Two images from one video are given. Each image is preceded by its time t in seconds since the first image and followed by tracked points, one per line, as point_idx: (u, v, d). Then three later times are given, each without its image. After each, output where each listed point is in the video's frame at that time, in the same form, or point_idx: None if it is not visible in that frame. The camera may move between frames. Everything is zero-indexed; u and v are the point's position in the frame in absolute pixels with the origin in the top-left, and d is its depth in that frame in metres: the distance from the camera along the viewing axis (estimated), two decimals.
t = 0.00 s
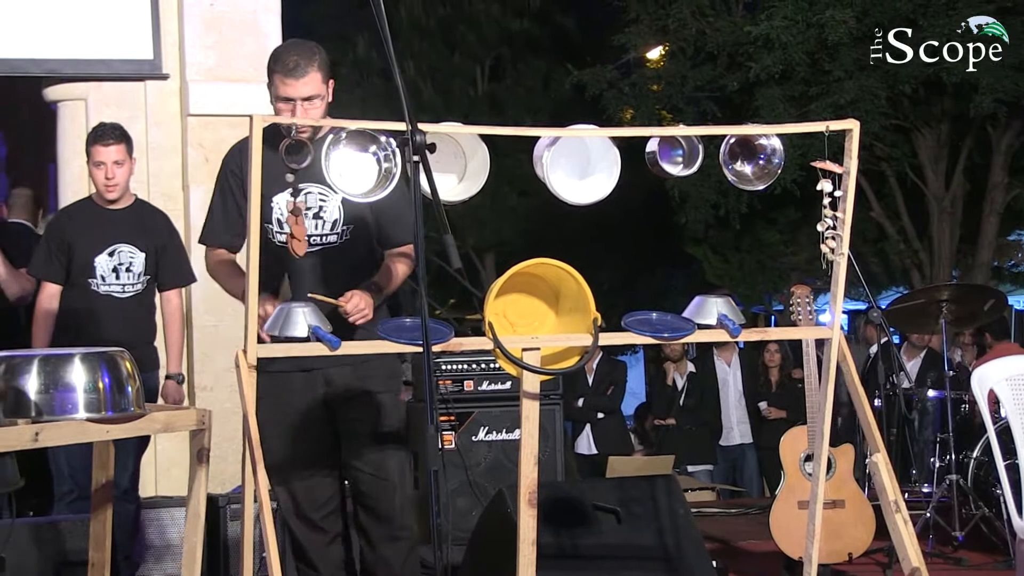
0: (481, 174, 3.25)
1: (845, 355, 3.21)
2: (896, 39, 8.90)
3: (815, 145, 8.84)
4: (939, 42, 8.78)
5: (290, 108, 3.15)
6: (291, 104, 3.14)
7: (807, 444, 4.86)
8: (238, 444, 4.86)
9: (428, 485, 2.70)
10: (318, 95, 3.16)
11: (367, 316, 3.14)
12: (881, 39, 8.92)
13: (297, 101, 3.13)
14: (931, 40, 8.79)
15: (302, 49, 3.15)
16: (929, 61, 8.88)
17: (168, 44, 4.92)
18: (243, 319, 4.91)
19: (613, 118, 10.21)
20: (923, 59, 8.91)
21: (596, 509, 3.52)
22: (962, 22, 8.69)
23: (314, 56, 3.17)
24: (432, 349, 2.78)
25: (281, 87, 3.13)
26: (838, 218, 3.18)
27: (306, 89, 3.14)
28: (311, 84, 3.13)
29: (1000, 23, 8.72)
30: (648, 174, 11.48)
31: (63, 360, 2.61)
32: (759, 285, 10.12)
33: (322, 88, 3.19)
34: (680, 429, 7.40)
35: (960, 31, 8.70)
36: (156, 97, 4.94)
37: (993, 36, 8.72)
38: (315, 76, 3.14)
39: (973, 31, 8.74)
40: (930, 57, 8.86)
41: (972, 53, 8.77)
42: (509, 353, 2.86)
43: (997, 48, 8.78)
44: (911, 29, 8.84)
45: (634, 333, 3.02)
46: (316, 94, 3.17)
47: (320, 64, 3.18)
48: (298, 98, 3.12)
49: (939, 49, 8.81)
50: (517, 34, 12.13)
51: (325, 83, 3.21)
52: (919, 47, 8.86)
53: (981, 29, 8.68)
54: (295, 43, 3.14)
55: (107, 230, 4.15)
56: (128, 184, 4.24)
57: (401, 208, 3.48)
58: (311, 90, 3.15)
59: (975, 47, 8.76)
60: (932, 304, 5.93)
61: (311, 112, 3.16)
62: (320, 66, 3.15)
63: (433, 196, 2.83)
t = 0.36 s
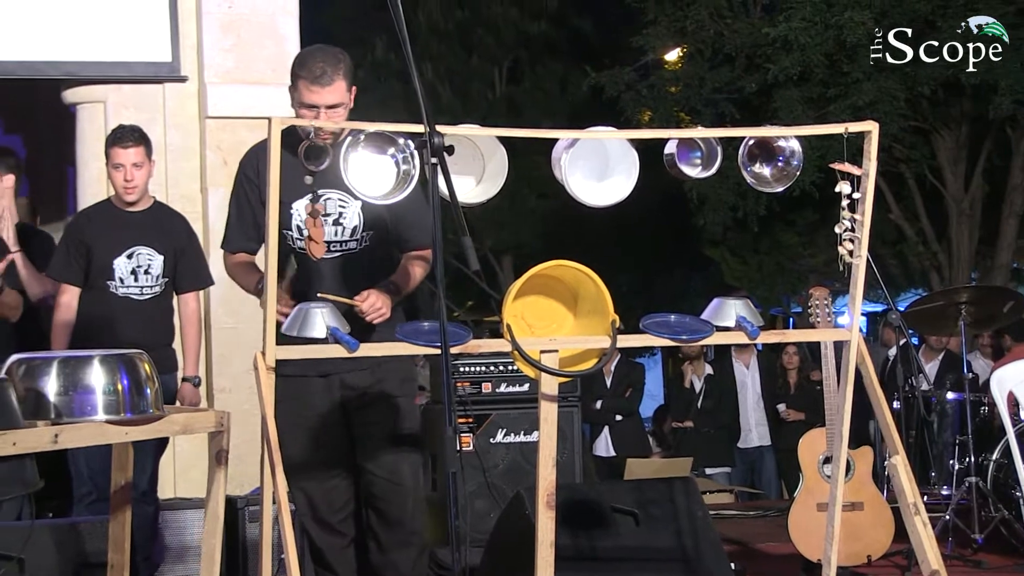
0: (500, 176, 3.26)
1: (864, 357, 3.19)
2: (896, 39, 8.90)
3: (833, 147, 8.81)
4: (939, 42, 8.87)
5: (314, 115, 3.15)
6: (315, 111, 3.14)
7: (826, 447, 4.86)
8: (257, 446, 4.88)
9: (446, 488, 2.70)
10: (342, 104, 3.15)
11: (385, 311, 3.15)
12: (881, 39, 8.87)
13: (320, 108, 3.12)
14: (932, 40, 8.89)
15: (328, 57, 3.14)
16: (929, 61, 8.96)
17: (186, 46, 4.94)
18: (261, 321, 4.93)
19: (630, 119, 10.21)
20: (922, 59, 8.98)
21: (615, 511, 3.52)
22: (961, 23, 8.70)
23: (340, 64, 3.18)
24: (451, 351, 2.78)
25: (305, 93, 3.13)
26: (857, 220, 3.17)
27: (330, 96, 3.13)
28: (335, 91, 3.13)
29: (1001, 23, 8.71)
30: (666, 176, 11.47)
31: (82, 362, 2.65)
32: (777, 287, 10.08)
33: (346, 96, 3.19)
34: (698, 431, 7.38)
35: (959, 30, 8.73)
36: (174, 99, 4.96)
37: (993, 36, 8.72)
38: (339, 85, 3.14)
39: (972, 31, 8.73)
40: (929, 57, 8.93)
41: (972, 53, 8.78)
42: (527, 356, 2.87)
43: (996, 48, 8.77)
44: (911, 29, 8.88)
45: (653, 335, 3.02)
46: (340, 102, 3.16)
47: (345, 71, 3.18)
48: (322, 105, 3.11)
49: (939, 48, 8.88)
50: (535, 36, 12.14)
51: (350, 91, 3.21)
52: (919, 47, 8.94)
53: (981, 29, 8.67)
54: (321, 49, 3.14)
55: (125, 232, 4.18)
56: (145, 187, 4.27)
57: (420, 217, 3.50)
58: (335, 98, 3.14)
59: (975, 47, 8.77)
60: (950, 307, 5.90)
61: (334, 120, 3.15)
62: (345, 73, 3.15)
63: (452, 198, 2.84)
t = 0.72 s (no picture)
0: (521, 177, 3.27)
1: (886, 358, 3.18)
2: (898, 39, 8.87)
3: (855, 147, 8.78)
4: (939, 42, 8.94)
5: (349, 112, 3.24)
6: (349, 109, 3.23)
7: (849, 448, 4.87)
8: (279, 446, 4.90)
9: (467, 489, 2.71)
10: (377, 102, 3.24)
11: (408, 312, 3.18)
12: (880, 40, 8.81)
13: (355, 106, 3.22)
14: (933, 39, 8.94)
15: (364, 56, 3.23)
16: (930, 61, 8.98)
17: (208, 47, 4.96)
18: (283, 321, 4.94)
19: (652, 120, 10.21)
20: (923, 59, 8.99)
21: (636, 512, 3.51)
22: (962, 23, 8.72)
23: (377, 62, 3.26)
24: (471, 352, 2.79)
25: (341, 91, 3.23)
26: (879, 220, 3.16)
27: (365, 95, 3.22)
28: (370, 89, 3.21)
29: (1000, 23, 8.67)
30: (687, 177, 11.47)
31: (105, 363, 2.69)
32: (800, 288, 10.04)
33: (382, 95, 3.27)
34: (718, 432, 7.40)
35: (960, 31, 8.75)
36: (195, 100, 4.97)
37: (993, 36, 8.68)
38: (375, 83, 3.22)
39: (972, 31, 8.73)
40: (929, 57, 8.97)
41: (973, 53, 8.78)
42: (549, 357, 2.87)
43: (996, 48, 8.74)
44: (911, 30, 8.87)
45: (674, 336, 3.02)
46: (375, 100, 3.25)
47: (382, 69, 3.26)
48: (357, 103, 3.21)
49: (939, 48, 8.94)
50: (557, 37, 12.16)
51: (386, 90, 3.29)
52: (920, 47, 8.95)
53: (980, 29, 8.66)
54: (359, 48, 3.23)
55: (147, 232, 4.21)
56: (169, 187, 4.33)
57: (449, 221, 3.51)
58: (370, 96, 3.23)
59: (975, 47, 8.74)
60: (974, 307, 5.87)
61: (368, 118, 3.25)
62: (381, 72, 3.23)
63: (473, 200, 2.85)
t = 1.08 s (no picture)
0: (541, 177, 3.29)
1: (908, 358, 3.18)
2: (896, 39, 8.79)
3: (877, 147, 8.74)
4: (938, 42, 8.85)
5: (387, 108, 3.35)
6: (387, 104, 3.34)
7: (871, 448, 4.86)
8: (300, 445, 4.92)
9: (489, 489, 2.72)
10: (415, 100, 3.34)
11: (438, 313, 3.23)
12: (881, 39, 8.84)
13: (393, 101, 3.32)
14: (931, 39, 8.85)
15: (405, 53, 3.33)
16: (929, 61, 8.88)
17: (229, 47, 4.98)
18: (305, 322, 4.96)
19: (673, 120, 10.18)
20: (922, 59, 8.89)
21: (657, 512, 3.50)
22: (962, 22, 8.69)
23: (418, 60, 3.35)
24: (493, 351, 2.80)
25: (380, 85, 3.33)
26: (901, 220, 3.15)
27: (402, 90, 3.32)
28: (408, 86, 3.31)
29: (1001, 22, 8.60)
30: (709, 175, 11.46)
31: (126, 362, 2.72)
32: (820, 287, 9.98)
33: (421, 92, 3.36)
34: (740, 433, 7.37)
35: (960, 30, 8.72)
36: (218, 99, 5.03)
37: (993, 36, 8.61)
38: (413, 80, 3.32)
39: (973, 31, 8.68)
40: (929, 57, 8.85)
41: (973, 52, 8.73)
42: (570, 357, 2.88)
43: (997, 48, 8.67)
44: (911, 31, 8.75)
45: (695, 336, 3.02)
46: (413, 97, 3.34)
47: (422, 67, 3.35)
48: (393, 98, 3.30)
49: (939, 49, 8.83)
50: (578, 37, 12.15)
51: (425, 88, 3.37)
52: (919, 47, 8.84)
53: (980, 29, 8.61)
54: (400, 45, 3.33)
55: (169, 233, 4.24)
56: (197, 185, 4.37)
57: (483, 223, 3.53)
58: (408, 93, 3.33)
59: (975, 47, 8.69)
60: (996, 307, 5.84)
61: (405, 115, 3.33)
62: (420, 69, 3.32)
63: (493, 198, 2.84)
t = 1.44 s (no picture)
0: (563, 175, 3.30)
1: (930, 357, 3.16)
2: (896, 39, 8.80)
3: (899, 145, 8.71)
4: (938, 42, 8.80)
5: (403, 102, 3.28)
6: (403, 98, 3.28)
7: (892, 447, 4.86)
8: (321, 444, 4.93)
9: (510, 487, 2.73)
10: (431, 94, 3.29)
11: (459, 302, 3.20)
12: (880, 40, 8.80)
13: (410, 96, 3.26)
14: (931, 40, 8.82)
15: (421, 47, 3.27)
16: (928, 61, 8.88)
17: (251, 46, 5.00)
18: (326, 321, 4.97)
19: (694, 118, 10.15)
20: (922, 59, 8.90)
21: (678, 511, 3.49)
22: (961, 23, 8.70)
23: (433, 54, 3.30)
24: (514, 350, 2.81)
25: (395, 80, 3.27)
26: (923, 219, 3.14)
27: (419, 84, 3.27)
28: (426, 79, 3.26)
29: (1001, 23, 8.62)
30: (730, 173, 11.43)
31: (148, 361, 2.74)
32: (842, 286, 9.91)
33: (437, 87, 3.31)
34: (762, 432, 7.33)
35: (960, 31, 8.73)
36: (239, 99, 5.04)
37: (992, 36, 8.65)
38: (429, 75, 3.26)
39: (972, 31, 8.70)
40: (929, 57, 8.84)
41: (972, 53, 8.79)
42: (590, 355, 2.89)
43: (997, 48, 8.78)
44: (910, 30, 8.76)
45: (717, 335, 3.02)
46: (429, 92, 3.29)
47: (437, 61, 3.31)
48: (412, 93, 3.25)
49: (939, 49, 8.82)
50: (598, 35, 12.14)
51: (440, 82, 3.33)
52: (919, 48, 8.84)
53: (980, 29, 8.63)
54: (416, 39, 3.27)
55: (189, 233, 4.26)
56: (206, 182, 4.38)
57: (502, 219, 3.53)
58: (425, 87, 3.27)
59: (974, 47, 8.78)
60: (1019, 306, 5.80)
61: (422, 110, 3.29)
62: (436, 63, 3.28)
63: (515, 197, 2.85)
